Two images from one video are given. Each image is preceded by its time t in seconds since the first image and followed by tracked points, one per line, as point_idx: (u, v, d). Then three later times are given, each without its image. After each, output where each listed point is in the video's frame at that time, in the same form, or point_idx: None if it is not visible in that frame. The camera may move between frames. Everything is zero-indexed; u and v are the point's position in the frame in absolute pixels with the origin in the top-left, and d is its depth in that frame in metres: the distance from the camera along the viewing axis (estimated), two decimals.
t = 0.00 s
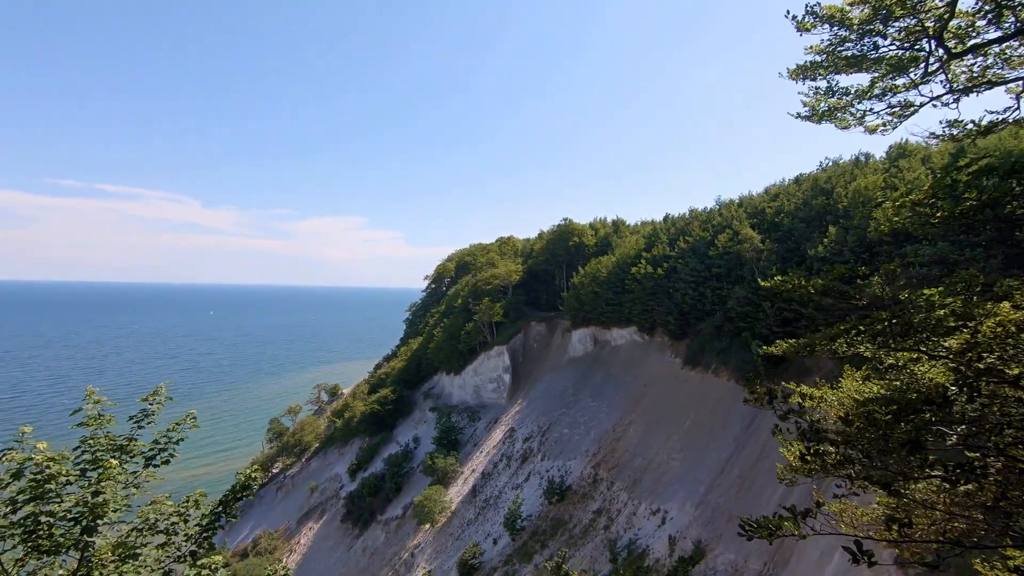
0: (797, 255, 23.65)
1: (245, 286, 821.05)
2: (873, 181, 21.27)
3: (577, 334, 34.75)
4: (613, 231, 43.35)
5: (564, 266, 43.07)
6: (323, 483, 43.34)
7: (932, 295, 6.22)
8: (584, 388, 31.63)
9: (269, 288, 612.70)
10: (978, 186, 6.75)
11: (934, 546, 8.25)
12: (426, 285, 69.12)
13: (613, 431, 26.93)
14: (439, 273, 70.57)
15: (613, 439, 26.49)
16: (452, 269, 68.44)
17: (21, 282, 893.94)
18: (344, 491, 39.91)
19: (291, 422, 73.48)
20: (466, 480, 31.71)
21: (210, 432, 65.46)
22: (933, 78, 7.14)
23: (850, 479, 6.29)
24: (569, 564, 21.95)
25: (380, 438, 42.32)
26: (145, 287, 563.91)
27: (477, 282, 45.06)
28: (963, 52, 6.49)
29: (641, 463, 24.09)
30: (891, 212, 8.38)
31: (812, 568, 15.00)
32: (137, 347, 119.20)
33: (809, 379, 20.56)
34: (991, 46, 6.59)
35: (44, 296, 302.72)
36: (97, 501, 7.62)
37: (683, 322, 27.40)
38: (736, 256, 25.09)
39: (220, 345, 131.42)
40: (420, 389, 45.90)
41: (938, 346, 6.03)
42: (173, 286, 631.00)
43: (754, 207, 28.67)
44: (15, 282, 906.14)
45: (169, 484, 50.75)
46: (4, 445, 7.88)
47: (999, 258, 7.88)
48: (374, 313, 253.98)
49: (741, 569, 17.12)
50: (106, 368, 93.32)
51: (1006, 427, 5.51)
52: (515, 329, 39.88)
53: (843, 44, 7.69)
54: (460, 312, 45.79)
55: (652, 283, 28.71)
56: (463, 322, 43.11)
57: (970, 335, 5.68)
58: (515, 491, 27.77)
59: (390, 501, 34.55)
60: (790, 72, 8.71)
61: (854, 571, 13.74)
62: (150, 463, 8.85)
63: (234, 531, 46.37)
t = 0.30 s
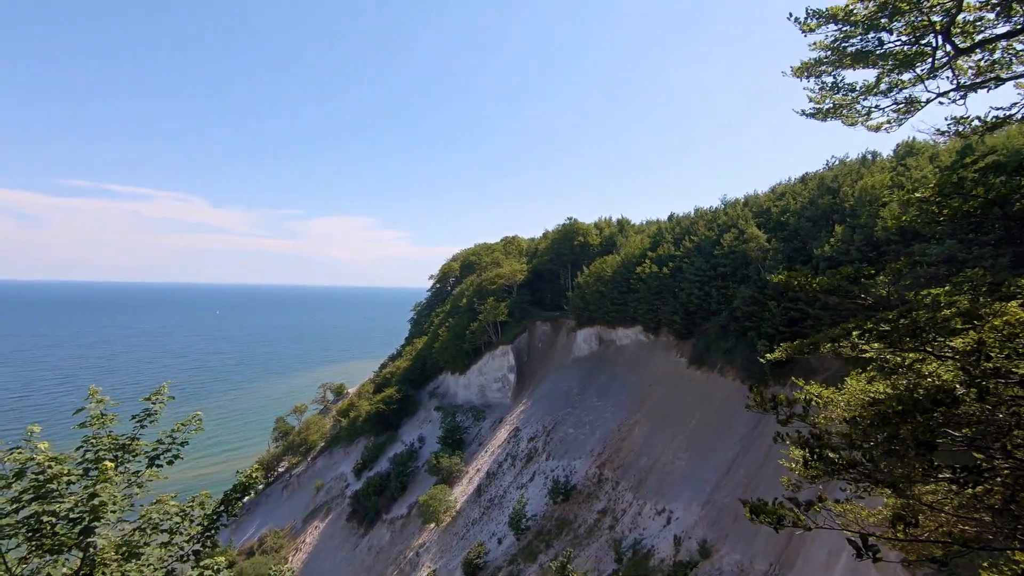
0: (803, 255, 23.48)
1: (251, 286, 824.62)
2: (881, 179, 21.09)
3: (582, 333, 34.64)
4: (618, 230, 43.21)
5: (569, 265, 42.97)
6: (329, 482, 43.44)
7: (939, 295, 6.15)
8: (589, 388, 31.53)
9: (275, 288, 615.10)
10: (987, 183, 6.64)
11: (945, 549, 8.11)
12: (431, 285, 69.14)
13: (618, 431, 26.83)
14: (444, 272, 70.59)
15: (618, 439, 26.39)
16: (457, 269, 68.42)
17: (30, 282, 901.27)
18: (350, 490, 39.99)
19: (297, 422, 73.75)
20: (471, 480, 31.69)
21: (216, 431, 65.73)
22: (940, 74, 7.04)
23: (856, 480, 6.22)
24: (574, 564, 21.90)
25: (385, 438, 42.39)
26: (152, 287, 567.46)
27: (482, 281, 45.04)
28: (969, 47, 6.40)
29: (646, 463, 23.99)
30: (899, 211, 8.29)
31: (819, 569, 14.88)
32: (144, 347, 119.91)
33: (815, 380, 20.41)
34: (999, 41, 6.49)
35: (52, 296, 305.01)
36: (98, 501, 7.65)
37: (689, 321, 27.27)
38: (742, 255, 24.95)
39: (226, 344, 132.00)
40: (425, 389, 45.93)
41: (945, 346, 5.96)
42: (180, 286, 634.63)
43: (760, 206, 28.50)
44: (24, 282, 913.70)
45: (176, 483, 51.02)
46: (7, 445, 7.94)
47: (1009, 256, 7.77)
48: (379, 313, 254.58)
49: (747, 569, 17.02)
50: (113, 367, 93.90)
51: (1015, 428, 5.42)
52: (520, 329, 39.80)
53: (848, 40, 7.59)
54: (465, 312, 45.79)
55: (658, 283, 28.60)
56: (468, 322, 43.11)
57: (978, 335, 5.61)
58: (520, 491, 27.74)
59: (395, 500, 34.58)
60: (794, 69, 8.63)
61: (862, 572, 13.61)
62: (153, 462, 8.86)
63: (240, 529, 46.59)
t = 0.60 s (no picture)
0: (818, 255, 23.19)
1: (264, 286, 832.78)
2: (897, 178, 20.79)
3: (593, 333, 34.52)
4: (630, 230, 43.01)
5: (580, 265, 42.86)
6: (341, 481, 43.70)
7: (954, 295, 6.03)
8: (600, 388, 31.39)
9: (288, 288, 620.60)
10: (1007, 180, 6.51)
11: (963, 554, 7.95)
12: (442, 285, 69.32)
13: (630, 431, 26.68)
14: (455, 272, 70.74)
15: (629, 439, 26.24)
16: (468, 269, 68.53)
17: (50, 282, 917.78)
18: (362, 489, 40.21)
19: (309, 421, 74.29)
20: (482, 480, 31.71)
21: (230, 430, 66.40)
22: (955, 69, 6.90)
23: (867, 487, 6.11)
24: (585, 565, 21.82)
25: (397, 438, 42.56)
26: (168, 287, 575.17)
27: (493, 282, 45.07)
28: (986, 42, 6.27)
29: (658, 463, 23.83)
30: (915, 208, 8.15)
31: None
32: (160, 346, 121.59)
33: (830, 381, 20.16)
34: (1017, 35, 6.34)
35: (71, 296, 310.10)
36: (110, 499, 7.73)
37: (701, 322, 27.06)
38: (755, 255, 24.73)
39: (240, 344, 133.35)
40: (436, 388, 46.05)
41: (961, 348, 5.85)
42: (195, 287, 642.54)
43: (774, 205, 28.20)
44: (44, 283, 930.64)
45: (191, 481, 51.62)
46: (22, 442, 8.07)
47: None
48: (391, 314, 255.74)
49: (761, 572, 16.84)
50: (130, 366, 95.26)
51: None
52: (531, 329, 39.75)
53: (860, 35, 7.47)
54: (476, 312, 45.86)
55: (670, 283, 28.41)
56: (479, 322, 43.16)
57: (994, 337, 5.49)
58: (531, 491, 27.70)
59: (406, 500, 34.69)
60: (805, 65, 8.52)
61: None
62: (165, 460, 8.93)
63: (255, 528, 47.08)
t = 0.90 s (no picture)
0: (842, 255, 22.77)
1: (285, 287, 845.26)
2: (924, 175, 20.29)
3: (611, 334, 34.31)
4: (648, 230, 42.68)
5: (598, 266, 42.64)
6: (360, 480, 44.11)
7: (982, 296, 5.91)
8: (619, 389, 31.20)
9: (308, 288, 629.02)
10: None
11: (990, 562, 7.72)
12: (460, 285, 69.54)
13: (648, 433, 26.47)
14: (473, 273, 70.92)
15: (648, 441, 26.03)
16: (486, 270, 68.64)
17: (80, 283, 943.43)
18: (381, 487, 40.52)
19: (329, 420, 75.13)
20: (500, 480, 31.74)
21: (252, 428, 67.44)
22: (984, 61, 6.70)
23: (890, 491, 5.99)
24: (603, 567, 21.68)
25: (415, 437, 42.81)
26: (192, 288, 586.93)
27: (510, 282, 45.07)
28: (1016, 34, 6.07)
29: (677, 465, 23.60)
30: (942, 205, 7.94)
31: None
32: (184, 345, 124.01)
33: (854, 384, 19.78)
34: None
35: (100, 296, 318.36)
36: (135, 493, 7.89)
37: (721, 322, 26.74)
38: (776, 255, 24.37)
39: (262, 343, 135.35)
40: (454, 388, 46.22)
41: (989, 349, 5.73)
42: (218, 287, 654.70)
43: (796, 204, 27.74)
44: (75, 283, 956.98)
45: (214, 478, 52.51)
46: (51, 438, 8.30)
47: None
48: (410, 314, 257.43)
49: None
50: (156, 365, 97.28)
51: None
52: (549, 329, 39.65)
53: (883, 28, 7.30)
54: (494, 312, 45.94)
55: (689, 283, 28.13)
56: (497, 322, 43.22)
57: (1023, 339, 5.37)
58: (549, 492, 27.63)
59: (424, 499, 34.86)
60: (826, 61, 8.36)
61: None
62: (187, 457, 9.08)
63: (276, 524, 47.79)
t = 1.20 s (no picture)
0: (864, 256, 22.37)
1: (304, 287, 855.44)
2: (949, 174, 19.84)
3: (628, 336, 34.09)
4: (666, 231, 42.35)
5: (615, 267, 42.42)
6: (377, 479, 44.42)
7: (1007, 297, 5.78)
8: (636, 391, 30.98)
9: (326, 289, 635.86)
10: None
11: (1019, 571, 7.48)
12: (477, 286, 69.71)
13: (665, 435, 26.24)
14: (489, 274, 71.07)
15: (665, 444, 25.80)
16: (502, 271, 68.72)
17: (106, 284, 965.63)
18: (397, 487, 40.76)
19: (347, 420, 75.82)
20: (516, 481, 31.72)
21: (272, 427, 68.34)
22: (1010, 57, 6.53)
23: (910, 496, 5.88)
24: (619, 570, 21.54)
25: (431, 437, 43.02)
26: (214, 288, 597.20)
27: (526, 283, 45.07)
28: None
29: (695, 469, 23.37)
30: (966, 205, 7.76)
31: None
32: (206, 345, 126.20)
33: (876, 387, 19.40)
34: None
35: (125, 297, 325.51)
36: (155, 490, 8.03)
37: (740, 324, 26.42)
38: (796, 256, 24.04)
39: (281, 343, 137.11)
40: (470, 389, 46.35)
41: (1014, 352, 5.59)
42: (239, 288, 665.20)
43: (816, 204, 27.32)
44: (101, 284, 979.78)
45: (234, 476, 53.31)
46: (75, 435, 8.51)
47: None
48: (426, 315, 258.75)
49: None
50: (179, 364, 99.14)
51: None
52: (565, 330, 39.54)
53: (903, 25, 7.16)
54: (510, 313, 45.96)
55: (707, 284, 27.86)
56: (513, 323, 43.23)
57: None
58: (564, 494, 27.56)
59: (440, 499, 35.00)
60: (844, 59, 8.22)
61: None
62: (207, 455, 9.24)
63: (294, 522, 48.38)
